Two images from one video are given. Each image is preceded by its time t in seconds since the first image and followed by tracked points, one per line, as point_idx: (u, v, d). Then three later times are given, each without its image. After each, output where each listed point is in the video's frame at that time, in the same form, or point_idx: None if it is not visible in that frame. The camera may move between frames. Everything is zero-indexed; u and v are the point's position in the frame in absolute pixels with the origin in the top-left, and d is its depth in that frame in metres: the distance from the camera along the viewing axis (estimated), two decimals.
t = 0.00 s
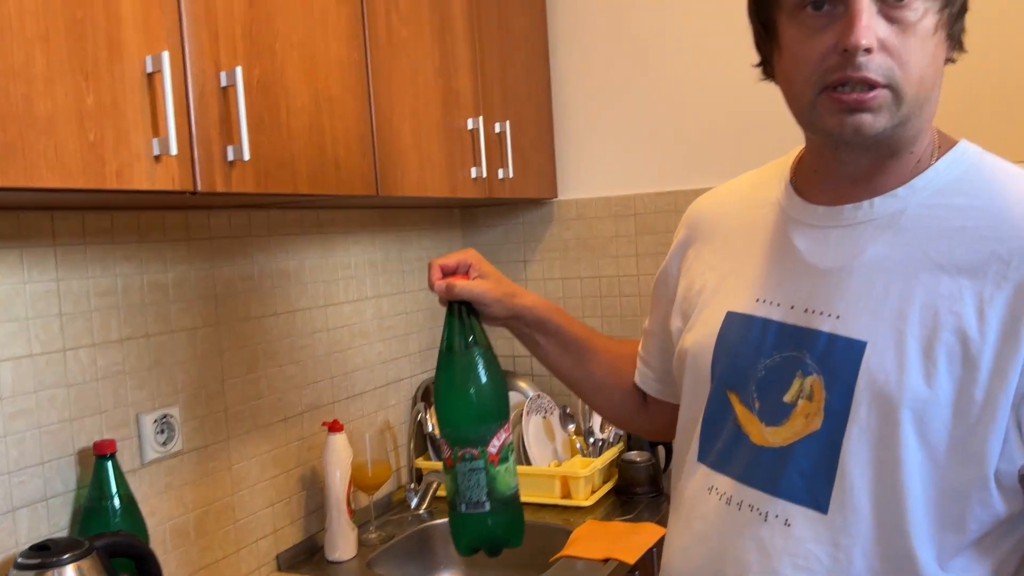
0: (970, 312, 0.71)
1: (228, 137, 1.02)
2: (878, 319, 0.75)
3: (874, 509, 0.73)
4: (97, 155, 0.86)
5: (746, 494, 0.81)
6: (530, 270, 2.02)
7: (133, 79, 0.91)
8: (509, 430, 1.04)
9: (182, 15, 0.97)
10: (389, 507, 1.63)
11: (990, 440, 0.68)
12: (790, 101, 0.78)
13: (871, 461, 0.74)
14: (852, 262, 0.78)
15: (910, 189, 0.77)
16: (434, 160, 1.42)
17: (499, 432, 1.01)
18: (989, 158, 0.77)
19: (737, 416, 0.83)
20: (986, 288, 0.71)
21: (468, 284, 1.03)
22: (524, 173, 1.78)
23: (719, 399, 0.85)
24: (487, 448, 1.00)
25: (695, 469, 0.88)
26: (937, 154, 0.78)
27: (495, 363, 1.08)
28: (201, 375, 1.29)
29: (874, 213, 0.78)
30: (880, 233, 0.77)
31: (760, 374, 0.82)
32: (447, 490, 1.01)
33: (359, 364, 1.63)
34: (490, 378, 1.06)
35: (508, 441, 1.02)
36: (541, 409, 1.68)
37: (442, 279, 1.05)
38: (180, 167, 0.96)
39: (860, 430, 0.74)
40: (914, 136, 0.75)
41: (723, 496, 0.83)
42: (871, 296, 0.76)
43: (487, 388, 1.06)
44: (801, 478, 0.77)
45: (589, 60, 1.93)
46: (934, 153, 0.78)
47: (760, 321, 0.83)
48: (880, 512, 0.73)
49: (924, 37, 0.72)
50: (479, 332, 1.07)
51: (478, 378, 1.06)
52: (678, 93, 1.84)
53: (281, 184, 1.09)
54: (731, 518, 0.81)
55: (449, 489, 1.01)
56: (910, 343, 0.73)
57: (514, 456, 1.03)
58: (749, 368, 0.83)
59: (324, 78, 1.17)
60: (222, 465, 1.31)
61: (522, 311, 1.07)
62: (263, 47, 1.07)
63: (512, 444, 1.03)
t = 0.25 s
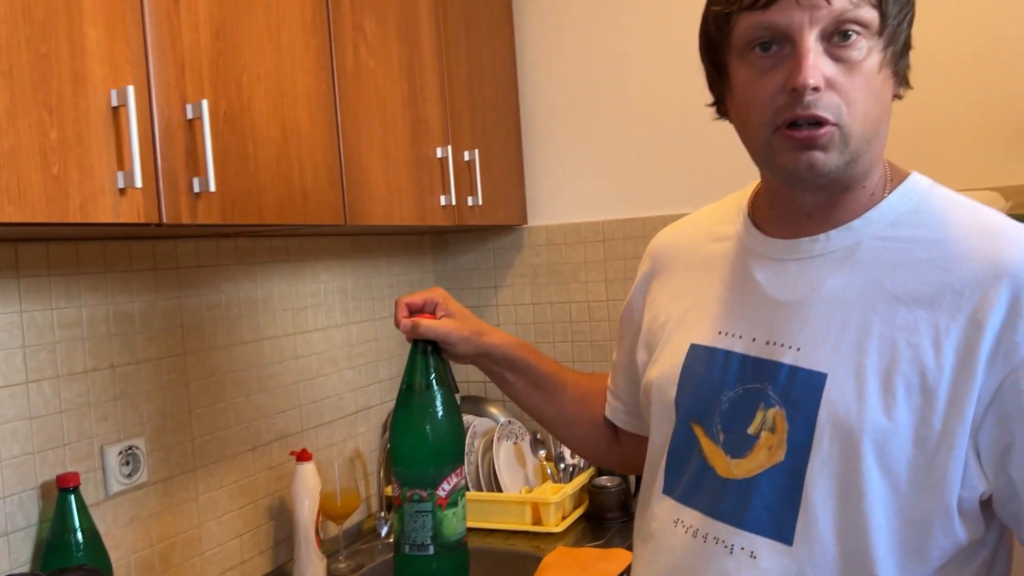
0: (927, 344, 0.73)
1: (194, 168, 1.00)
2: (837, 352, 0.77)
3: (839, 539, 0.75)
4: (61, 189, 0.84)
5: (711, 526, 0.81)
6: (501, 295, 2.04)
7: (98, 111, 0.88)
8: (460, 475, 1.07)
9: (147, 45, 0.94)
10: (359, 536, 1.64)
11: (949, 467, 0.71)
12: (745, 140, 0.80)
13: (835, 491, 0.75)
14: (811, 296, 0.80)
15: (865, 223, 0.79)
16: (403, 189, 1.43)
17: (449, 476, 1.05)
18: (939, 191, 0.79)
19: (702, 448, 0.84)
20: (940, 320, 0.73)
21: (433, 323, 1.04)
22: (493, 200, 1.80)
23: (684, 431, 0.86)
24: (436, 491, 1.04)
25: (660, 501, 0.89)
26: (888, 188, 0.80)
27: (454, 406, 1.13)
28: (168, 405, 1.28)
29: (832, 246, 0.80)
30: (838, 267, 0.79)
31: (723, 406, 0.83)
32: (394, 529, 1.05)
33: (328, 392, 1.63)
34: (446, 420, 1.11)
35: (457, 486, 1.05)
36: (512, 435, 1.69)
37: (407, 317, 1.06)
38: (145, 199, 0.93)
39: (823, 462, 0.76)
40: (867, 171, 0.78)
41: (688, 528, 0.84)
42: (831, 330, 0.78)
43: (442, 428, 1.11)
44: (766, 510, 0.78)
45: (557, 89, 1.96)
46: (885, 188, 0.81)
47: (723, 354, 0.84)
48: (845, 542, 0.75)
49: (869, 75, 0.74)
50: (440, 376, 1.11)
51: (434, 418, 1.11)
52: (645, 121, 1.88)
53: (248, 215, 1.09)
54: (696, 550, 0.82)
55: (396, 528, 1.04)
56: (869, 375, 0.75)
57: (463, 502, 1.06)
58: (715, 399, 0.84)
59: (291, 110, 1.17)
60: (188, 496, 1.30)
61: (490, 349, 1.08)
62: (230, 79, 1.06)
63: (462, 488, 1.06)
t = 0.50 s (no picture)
0: (886, 359, 0.74)
1: (164, 182, 1.00)
2: (800, 367, 0.78)
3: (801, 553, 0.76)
4: (28, 203, 0.83)
5: (677, 542, 0.82)
6: (477, 309, 2.04)
7: (66, 125, 0.88)
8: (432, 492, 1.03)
9: (117, 58, 0.94)
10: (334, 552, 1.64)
11: (909, 482, 0.72)
12: (707, 159, 0.82)
13: (797, 505, 0.76)
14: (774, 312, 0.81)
15: (827, 238, 0.80)
16: (377, 202, 1.44)
17: (420, 494, 1.01)
18: (900, 208, 0.81)
19: (668, 463, 0.85)
20: (899, 336, 0.74)
21: (403, 340, 1.04)
22: (468, 213, 1.81)
23: (651, 447, 0.87)
24: (406, 510, 1.00)
25: (627, 516, 0.89)
26: (852, 204, 0.82)
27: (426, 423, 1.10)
28: (138, 421, 1.26)
29: (794, 262, 0.81)
30: (801, 282, 0.81)
31: (689, 421, 0.84)
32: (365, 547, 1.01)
33: (301, 406, 1.63)
34: (417, 436, 1.08)
35: (429, 503, 1.01)
36: (488, 449, 1.69)
37: (377, 334, 1.05)
38: (115, 213, 0.92)
39: (786, 476, 0.77)
40: (829, 189, 0.80)
41: (654, 542, 0.84)
42: (793, 345, 0.79)
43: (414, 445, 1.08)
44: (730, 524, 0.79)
45: (532, 103, 1.98)
46: (848, 204, 0.82)
47: (690, 369, 0.85)
48: (807, 556, 0.76)
49: (829, 95, 0.76)
50: (412, 392, 1.08)
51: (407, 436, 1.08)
52: (619, 135, 1.90)
53: (219, 229, 1.08)
54: (662, 565, 0.83)
55: (366, 547, 1.01)
56: (831, 390, 0.76)
57: (434, 519, 1.02)
58: (681, 414, 0.85)
59: (263, 124, 1.17)
60: (159, 513, 1.29)
61: (461, 364, 1.08)
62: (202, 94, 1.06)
63: (434, 505, 1.03)
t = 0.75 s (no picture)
0: (853, 363, 0.75)
1: (143, 187, 0.99)
2: (768, 370, 0.79)
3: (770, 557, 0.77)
4: (4, 208, 0.82)
5: (647, 543, 0.83)
6: (460, 314, 2.04)
7: (43, 130, 0.87)
8: (418, 496, 1.03)
9: (96, 62, 0.93)
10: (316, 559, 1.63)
11: (875, 485, 0.72)
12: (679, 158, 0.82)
13: (765, 508, 0.77)
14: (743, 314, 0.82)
15: (796, 241, 0.81)
16: (359, 207, 1.44)
17: (405, 500, 1.00)
18: (869, 211, 0.81)
19: (640, 464, 0.86)
20: (864, 340, 0.75)
21: (381, 347, 1.03)
22: (451, 219, 1.81)
23: (624, 448, 0.88)
24: (393, 517, 0.99)
25: (601, 518, 0.90)
26: (821, 207, 0.83)
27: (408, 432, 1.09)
28: (117, 427, 1.25)
29: (764, 264, 0.82)
30: (770, 285, 0.81)
31: (660, 423, 0.84)
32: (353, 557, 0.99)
33: (283, 412, 1.62)
34: (399, 443, 1.07)
35: (415, 508, 1.00)
36: (471, 455, 1.69)
37: (353, 343, 1.05)
38: (93, 218, 0.92)
39: (754, 478, 0.77)
40: (800, 189, 0.81)
41: (625, 544, 0.85)
42: (762, 348, 0.80)
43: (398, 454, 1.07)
44: (698, 525, 0.80)
45: (515, 109, 1.99)
46: (818, 207, 0.83)
47: (660, 371, 0.86)
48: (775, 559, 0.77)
49: (801, 95, 0.77)
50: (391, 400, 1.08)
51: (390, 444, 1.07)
52: (601, 140, 1.90)
53: (199, 234, 1.07)
54: (633, 566, 0.84)
55: (354, 557, 0.99)
56: (799, 393, 0.77)
57: (421, 524, 1.01)
58: (652, 415, 0.85)
59: (243, 128, 1.17)
60: (138, 520, 1.28)
61: (439, 371, 1.08)
62: (181, 98, 1.06)
63: (421, 510, 1.02)
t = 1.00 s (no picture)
0: (842, 366, 0.75)
1: (137, 189, 0.99)
2: (758, 373, 0.79)
3: (758, 559, 0.77)
4: None
5: (639, 544, 0.83)
6: (454, 316, 2.04)
7: (37, 132, 0.87)
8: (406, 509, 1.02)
9: (91, 64, 0.93)
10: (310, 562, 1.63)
11: (863, 488, 0.72)
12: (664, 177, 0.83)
13: (754, 510, 0.77)
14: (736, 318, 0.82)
15: (788, 246, 0.81)
16: (353, 210, 1.44)
17: (394, 511, 1.00)
18: (863, 215, 0.81)
19: (634, 466, 0.87)
20: (854, 343, 0.75)
21: (378, 358, 1.03)
22: (445, 222, 1.82)
23: (619, 450, 0.89)
24: (380, 527, 0.99)
25: (595, 518, 0.91)
26: (814, 211, 0.83)
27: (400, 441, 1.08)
28: (110, 430, 1.25)
29: (757, 268, 0.83)
30: (762, 288, 0.82)
31: (653, 424, 0.85)
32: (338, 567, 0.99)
33: (277, 415, 1.62)
34: (391, 452, 1.07)
35: (402, 520, 1.00)
36: (466, 457, 1.70)
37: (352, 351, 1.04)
38: (87, 220, 0.92)
39: (744, 479, 0.78)
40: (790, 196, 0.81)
41: (618, 544, 0.86)
42: (753, 351, 0.80)
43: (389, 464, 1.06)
44: (688, 527, 0.80)
45: (509, 112, 1.99)
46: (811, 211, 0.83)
47: (654, 374, 0.87)
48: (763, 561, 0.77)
49: (775, 108, 0.77)
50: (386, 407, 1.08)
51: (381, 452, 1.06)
52: (596, 143, 1.91)
53: (193, 237, 1.07)
54: (624, 566, 0.84)
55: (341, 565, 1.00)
56: (788, 396, 0.77)
57: (408, 536, 1.01)
58: (646, 417, 0.86)
59: (237, 130, 1.17)
60: (132, 522, 1.27)
61: (435, 380, 1.07)
62: (176, 100, 1.06)
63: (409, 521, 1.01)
